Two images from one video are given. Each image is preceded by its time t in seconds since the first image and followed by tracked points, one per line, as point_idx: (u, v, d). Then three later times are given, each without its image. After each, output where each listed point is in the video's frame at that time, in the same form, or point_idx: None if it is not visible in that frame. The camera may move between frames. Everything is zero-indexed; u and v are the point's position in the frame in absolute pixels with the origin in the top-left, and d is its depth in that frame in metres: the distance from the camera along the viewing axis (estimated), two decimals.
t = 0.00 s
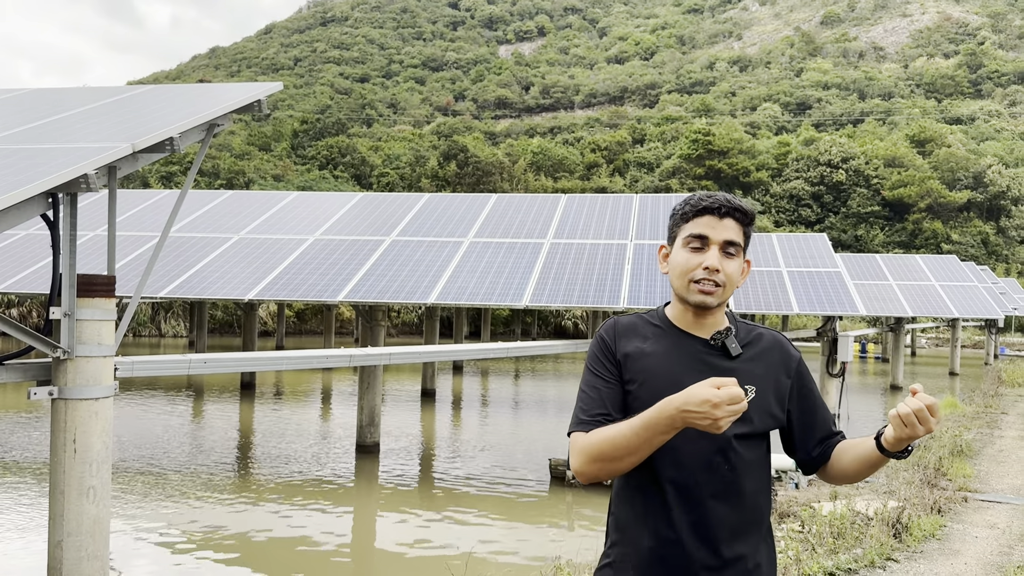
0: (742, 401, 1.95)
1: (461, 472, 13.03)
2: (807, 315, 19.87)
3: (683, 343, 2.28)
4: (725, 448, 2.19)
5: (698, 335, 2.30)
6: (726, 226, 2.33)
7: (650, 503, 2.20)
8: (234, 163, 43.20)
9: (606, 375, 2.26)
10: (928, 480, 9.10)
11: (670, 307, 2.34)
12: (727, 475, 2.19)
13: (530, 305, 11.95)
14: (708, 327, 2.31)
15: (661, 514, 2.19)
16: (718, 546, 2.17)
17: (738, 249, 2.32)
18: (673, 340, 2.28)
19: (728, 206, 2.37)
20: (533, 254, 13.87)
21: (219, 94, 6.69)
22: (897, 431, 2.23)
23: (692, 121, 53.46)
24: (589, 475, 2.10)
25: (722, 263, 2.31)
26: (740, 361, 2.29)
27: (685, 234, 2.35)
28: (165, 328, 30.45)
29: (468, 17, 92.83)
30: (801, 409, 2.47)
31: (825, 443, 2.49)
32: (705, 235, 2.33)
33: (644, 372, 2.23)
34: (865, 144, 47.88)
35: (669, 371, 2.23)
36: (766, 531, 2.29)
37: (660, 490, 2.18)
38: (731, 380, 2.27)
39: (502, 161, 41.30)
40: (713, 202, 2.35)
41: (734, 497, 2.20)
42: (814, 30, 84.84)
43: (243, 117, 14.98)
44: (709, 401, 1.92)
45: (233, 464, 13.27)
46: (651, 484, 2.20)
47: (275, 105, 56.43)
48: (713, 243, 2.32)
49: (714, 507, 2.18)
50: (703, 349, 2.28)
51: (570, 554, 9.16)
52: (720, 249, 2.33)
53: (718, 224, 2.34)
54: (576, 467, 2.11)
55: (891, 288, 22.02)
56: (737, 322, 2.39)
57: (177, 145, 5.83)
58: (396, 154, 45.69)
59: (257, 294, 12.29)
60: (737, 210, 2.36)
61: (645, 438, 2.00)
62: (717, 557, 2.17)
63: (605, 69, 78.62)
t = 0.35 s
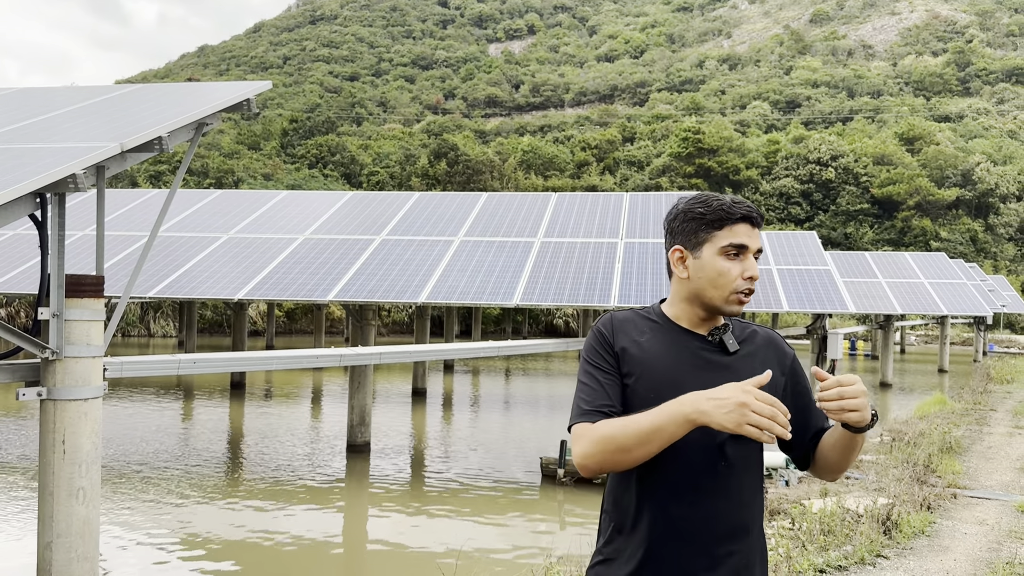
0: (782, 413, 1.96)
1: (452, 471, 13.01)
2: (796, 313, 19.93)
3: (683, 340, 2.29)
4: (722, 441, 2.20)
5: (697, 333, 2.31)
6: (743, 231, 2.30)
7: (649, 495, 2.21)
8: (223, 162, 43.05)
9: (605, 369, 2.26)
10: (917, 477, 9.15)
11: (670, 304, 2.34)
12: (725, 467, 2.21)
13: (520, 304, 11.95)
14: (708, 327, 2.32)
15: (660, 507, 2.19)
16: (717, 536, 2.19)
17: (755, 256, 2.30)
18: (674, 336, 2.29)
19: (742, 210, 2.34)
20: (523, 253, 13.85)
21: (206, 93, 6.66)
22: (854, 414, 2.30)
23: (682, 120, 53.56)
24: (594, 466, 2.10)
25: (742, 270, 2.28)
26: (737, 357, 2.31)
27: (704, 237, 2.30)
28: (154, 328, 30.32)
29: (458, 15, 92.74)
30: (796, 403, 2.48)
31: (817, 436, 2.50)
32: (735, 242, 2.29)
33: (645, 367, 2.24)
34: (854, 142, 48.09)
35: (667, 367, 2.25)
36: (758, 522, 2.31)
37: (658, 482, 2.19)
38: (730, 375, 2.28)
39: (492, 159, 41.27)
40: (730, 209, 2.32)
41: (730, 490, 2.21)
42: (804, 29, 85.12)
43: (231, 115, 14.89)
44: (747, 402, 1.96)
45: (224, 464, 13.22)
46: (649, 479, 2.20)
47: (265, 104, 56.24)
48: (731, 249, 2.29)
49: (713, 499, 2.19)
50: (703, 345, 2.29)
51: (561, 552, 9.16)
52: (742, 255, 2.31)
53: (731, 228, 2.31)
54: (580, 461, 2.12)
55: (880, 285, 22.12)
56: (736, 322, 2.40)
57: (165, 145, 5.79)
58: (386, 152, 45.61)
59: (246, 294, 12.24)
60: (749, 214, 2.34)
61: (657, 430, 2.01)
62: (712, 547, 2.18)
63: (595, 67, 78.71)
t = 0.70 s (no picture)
0: (819, 361, 1.97)
1: (447, 470, 13.01)
2: (791, 311, 19.97)
3: (681, 337, 2.29)
4: (726, 434, 2.22)
5: (695, 331, 2.32)
6: (724, 232, 2.31)
7: (652, 492, 2.20)
8: (218, 161, 42.94)
9: (610, 362, 2.25)
10: (911, 474, 9.18)
11: (663, 304, 2.34)
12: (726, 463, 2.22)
13: (515, 302, 11.94)
14: (702, 326, 2.33)
15: (664, 501, 2.19)
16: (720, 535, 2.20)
17: (736, 257, 2.33)
18: (675, 330, 2.30)
19: (723, 210, 2.35)
20: (518, 252, 13.86)
21: (199, 92, 6.62)
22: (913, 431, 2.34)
23: (677, 118, 53.63)
24: (616, 459, 2.06)
25: (713, 270, 2.29)
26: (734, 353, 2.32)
27: (679, 240, 2.34)
28: (149, 327, 30.23)
29: (453, 13, 92.68)
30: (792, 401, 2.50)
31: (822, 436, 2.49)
32: (698, 242, 2.32)
33: (645, 361, 2.24)
34: (848, 140, 48.19)
35: (669, 366, 2.25)
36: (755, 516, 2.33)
37: (663, 479, 2.18)
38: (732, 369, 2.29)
39: (488, 158, 41.31)
40: (709, 208, 2.34)
41: (732, 485, 2.22)
42: (798, 27, 85.26)
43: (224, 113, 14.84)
44: (799, 351, 1.97)
45: (218, 463, 13.20)
46: (656, 477, 2.19)
47: (259, 102, 56.12)
48: (710, 250, 2.30)
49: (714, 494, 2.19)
50: (702, 341, 2.30)
51: (556, 550, 9.17)
52: (712, 255, 2.32)
53: (715, 229, 2.33)
54: (598, 454, 2.08)
55: (874, 283, 22.19)
56: (731, 321, 2.41)
57: (159, 143, 5.76)
58: (382, 150, 45.57)
59: (241, 293, 12.22)
60: (734, 215, 2.36)
61: (686, 418, 1.98)
62: (715, 543, 2.19)
63: (590, 65, 78.75)
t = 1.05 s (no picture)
0: (767, 435, 1.92)
1: (450, 467, 13.00)
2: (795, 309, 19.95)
3: (687, 336, 2.29)
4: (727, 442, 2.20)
5: (703, 330, 2.31)
6: (733, 226, 2.35)
7: (652, 497, 2.20)
8: (221, 159, 42.91)
9: (609, 363, 2.26)
10: (915, 473, 9.17)
11: (674, 299, 2.36)
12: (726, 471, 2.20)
13: (519, 300, 11.94)
14: (713, 323, 2.32)
15: (661, 506, 2.19)
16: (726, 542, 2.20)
17: (746, 252, 2.34)
18: (682, 333, 2.29)
19: (733, 204, 2.39)
20: (521, 249, 13.86)
21: (199, 91, 6.63)
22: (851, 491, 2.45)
23: (680, 116, 53.56)
24: (579, 470, 2.13)
25: (724, 264, 2.32)
26: (743, 356, 2.31)
27: (690, 232, 2.38)
28: (153, 325, 30.28)
29: (456, 11, 92.65)
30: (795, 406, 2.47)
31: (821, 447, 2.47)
32: (707, 234, 2.35)
33: (648, 360, 2.24)
34: (852, 138, 48.13)
35: (674, 364, 2.25)
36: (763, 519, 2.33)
37: (660, 485, 2.18)
38: (739, 375, 2.28)
39: (490, 156, 41.29)
40: (718, 202, 2.38)
41: (730, 490, 2.21)
42: (801, 25, 85.16)
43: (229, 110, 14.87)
44: (750, 425, 1.93)
45: (222, 461, 13.21)
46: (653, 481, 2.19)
47: (262, 100, 56.12)
48: (717, 244, 2.34)
49: (711, 500, 2.18)
50: (711, 343, 2.29)
51: (560, 548, 9.16)
52: (722, 248, 2.35)
53: (725, 222, 2.36)
54: (570, 462, 2.14)
55: (878, 281, 22.15)
56: (745, 321, 2.39)
57: (162, 140, 5.76)
58: (384, 149, 45.56)
59: (244, 290, 12.22)
60: (747, 211, 2.39)
61: (639, 448, 2.03)
62: (715, 547, 2.18)
63: (593, 64, 78.72)
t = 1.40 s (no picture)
0: (671, 357, 2.11)
1: (462, 465, 13.02)
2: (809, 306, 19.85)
3: (687, 332, 2.37)
4: (714, 437, 2.28)
5: (705, 328, 2.38)
6: (745, 224, 2.41)
7: (647, 486, 2.33)
8: (235, 157, 43.06)
9: (608, 364, 2.44)
10: (930, 471, 9.12)
11: (683, 301, 2.44)
12: (715, 466, 2.28)
13: (531, 298, 11.92)
14: (717, 322, 2.39)
15: (653, 494, 2.32)
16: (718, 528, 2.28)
17: (757, 250, 2.41)
18: (685, 331, 2.38)
19: (746, 202, 2.44)
20: (533, 247, 13.85)
21: (211, 89, 6.64)
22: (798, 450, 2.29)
23: (693, 112, 53.37)
24: (575, 454, 2.39)
25: (734, 263, 2.39)
26: (747, 353, 2.34)
27: (701, 229, 2.45)
28: (167, 322, 30.47)
29: (468, 9, 92.62)
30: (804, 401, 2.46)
31: (821, 441, 2.42)
32: (719, 233, 2.42)
33: (642, 358, 2.37)
34: (867, 134, 47.83)
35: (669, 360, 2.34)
36: (767, 520, 2.37)
37: (647, 477, 2.32)
38: (734, 371, 2.32)
39: (502, 153, 41.26)
40: (730, 200, 2.44)
41: (717, 484, 2.29)
42: (816, 21, 84.62)
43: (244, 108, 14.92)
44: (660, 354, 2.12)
45: (237, 457, 13.29)
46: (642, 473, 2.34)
47: (275, 98, 56.29)
48: (728, 240, 2.41)
49: (700, 494, 2.28)
50: (711, 340, 2.35)
51: (573, 546, 9.15)
52: (732, 247, 2.42)
53: (737, 220, 2.42)
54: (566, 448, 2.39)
55: (893, 278, 22.00)
56: (753, 317, 2.44)
57: (176, 139, 5.79)
58: (397, 146, 45.63)
59: (259, 288, 12.27)
60: (759, 208, 2.45)
61: (604, 415, 2.26)
62: (704, 535, 2.28)
63: (606, 60, 78.52)
